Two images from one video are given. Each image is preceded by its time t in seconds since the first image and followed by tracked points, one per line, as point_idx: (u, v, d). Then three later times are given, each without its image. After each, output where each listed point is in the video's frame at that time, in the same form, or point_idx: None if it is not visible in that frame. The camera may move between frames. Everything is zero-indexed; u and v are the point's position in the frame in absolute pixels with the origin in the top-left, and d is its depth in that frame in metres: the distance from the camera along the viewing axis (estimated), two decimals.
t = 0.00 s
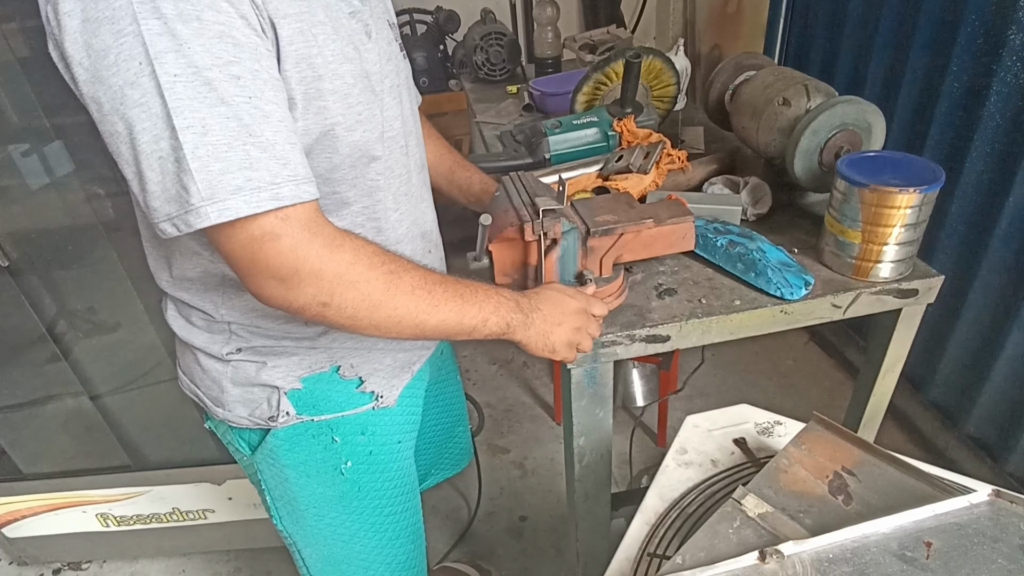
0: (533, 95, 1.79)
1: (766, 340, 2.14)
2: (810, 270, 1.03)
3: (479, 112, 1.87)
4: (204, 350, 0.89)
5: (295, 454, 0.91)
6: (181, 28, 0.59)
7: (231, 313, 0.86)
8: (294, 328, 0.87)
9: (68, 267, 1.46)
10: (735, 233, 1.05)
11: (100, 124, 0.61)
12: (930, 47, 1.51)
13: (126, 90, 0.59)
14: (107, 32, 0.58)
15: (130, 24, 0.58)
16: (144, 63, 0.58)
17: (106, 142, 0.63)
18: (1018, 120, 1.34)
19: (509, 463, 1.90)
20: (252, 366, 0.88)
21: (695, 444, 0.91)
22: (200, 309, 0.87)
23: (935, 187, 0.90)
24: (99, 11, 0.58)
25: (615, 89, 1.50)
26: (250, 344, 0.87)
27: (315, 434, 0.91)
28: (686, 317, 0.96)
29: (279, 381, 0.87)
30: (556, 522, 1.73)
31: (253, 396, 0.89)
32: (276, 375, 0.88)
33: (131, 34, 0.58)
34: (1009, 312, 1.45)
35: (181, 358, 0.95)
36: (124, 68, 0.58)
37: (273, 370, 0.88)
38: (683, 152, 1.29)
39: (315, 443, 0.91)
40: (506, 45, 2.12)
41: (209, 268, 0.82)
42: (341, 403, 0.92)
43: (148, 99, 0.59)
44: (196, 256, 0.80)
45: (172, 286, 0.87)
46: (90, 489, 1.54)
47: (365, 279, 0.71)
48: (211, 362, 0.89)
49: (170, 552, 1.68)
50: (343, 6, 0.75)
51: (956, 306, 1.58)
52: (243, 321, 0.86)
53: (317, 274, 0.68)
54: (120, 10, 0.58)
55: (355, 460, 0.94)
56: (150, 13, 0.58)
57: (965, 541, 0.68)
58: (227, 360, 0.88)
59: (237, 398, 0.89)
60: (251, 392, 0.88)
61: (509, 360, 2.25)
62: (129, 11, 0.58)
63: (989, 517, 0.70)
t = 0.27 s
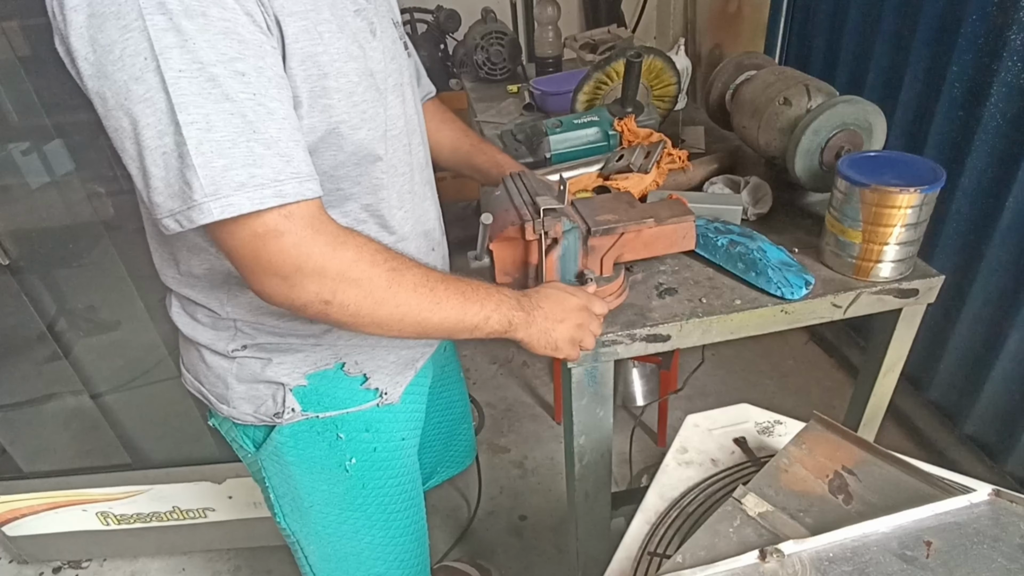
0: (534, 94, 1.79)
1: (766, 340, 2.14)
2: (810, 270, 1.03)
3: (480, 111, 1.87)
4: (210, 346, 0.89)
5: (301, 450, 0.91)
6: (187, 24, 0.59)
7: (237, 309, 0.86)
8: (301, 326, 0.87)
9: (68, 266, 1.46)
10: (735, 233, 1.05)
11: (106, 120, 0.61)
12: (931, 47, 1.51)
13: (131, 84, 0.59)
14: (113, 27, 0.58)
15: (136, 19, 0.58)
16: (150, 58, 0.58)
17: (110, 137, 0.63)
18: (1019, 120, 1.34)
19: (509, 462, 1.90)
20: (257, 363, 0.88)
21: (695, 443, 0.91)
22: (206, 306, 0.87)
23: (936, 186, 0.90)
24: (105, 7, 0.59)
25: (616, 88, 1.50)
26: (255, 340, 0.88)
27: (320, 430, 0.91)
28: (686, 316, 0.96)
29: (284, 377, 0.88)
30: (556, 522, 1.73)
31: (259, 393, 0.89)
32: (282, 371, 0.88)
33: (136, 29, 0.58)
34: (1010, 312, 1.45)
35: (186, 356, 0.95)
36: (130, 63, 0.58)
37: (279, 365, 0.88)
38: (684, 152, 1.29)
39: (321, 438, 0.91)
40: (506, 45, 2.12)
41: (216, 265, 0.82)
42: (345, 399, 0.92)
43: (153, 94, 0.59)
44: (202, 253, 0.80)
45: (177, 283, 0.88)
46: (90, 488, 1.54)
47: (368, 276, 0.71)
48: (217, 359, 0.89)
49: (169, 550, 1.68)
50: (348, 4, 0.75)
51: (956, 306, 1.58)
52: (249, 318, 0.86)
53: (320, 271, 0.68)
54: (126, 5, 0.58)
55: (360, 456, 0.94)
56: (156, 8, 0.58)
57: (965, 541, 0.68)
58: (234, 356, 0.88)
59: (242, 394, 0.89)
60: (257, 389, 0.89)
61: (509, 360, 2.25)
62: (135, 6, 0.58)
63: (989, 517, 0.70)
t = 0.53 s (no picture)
0: (535, 94, 1.79)
1: (766, 340, 2.14)
2: (811, 269, 1.03)
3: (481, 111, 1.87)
4: (224, 342, 0.89)
5: (320, 444, 0.91)
6: (196, 21, 0.59)
7: (252, 304, 0.85)
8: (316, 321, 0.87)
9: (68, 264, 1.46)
10: (737, 233, 1.05)
11: (116, 115, 0.62)
12: (931, 48, 1.51)
13: (140, 81, 0.59)
14: (123, 23, 0.58)
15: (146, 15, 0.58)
16: (158, 55, 0.58)
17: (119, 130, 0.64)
18: (1019, 120, 1.34)
19: (510, 462, 1.90)
20: (276, 357, 0.88)
21: (696, 443, 0.91)
22: (221, 301, 0.87)
23: (937, 187, 0.90)
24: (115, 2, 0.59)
25: (617, 88, 1.50)
26: (271, 335, 0.87)
27: (340, 422, 0.91)
28: (687, 316, 0.96)
29: (304, 370, 0.88)
30: (556, 521, 1.73)
31: (278, 385, 0.88)
32: (302, 362, 0.88)
33: (145, 26, 0.58)
34: (1010, 312, 1.45)
35: (196, 351, 0.95)
36: (139, 60, 0.59)
37: (298, 358, 0.88)
38: (685, 152, 1.29)
39: (341, 430, 0.92)
40: (507, 44, 2.12)
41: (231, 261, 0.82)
42: (363, 390, 0.92)
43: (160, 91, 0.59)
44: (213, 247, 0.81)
45: (189, 276, 0.88)
46: (91, 486, 1.55)
47: (365, 277, 0.71)
48: (233, 355, 0.89)
49: (170, 548, 1.68)
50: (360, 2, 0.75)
51: (957, 306, 1.58)
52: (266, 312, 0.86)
53: (317, 272, 0.68)
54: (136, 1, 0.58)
55: (380, 446, 0.94)
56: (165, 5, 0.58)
57: (966, 540, 0.68)
58: (250, 351, 0.88)
59: (260, 389, 0.89)
60: (275, 382, 0.88)
61: (509, 359, 2.25)
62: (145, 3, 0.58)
63: (990, 516, 0.70)
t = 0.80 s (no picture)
0: (536, 93, 1.79)
1: (767, 341, 2.14)
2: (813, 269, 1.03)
3: (482, 110, 1.87)
4: (231, 343, 0.89)
5: (326, 443, 0.91)
6: (201, 33, 0.58)
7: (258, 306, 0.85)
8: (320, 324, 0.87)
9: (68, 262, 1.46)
10: (738, 232, 1.05)
11: (120, 125, 0.62)
12: (933, 48, 1.51)
13: (145, 92, 0.59)
14: (130, 35, 0.58)
15: (152, 27, 0.58)
16: (162, 66, 0.58)
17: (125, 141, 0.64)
18: (1021, 121, 1.34)
19: (510, 461, 1.90)
20: (282, 358, 0.88)
21: (697, 442, 0.91)
22: (226, 303, 0.87)
23: (939, 187, 0.90)
24: (120, 13, 0.59)
25: (619, 87, 1.50)
26: (277, 337, 0.87)
27: (346, 422, 0.91)
28: (688, 315, 0.96)
29: (309, 371, 0.88)
30: (555, 520, 1.73)
31: (283, 385, 0.89)
32: (308, 364, 0.88)
33: (151, 37, 0.58)
34: (1010, 313, 1.45)
35: (204, 352, 0.95)
36: (144, 72, 0.59)
37: (303, 360, 0.88)
38: (686, 151, 1.29)
39: (346, 430, 0.92)
40: (508, 43, 2.12)
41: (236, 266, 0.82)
42: (369, 390, 0.92)
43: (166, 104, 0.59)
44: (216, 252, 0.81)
45: (195, 280, 0.88)
46: (91, 484, 1.54)
47: (368, 286, 0.71)
48: (240, 355, 0.89)
49: (170, 546, 1.68)
50: (365, 6, 0.75)
51: (957, 307, 1.58)
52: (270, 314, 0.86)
53: (319, 284, 0.68)
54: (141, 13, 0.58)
55: (385, 446, 0.94)
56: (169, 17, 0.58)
57: (966, 541, 0.68)
58: (256, 352, 0.88)
59: (266, 390, 0.89)
60: (280, 383, 0.89)
61: (510, 359, 2.25)
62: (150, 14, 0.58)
63: (991, 517, 0.70)
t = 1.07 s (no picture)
0: (536, 93, 1.79)
1: (767, 341, 2.14)
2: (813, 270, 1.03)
3: (483, 109, 1.87)
4: (226, 351, 0.89)
5: (323, 449, 0.91)
6: (186, 47, 0.58)
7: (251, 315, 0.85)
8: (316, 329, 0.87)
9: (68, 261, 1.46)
10: (738, 232, 1.05)
11: (107, 143, 0.62)
12: (934, 48, 1.51)
13: (130, 110, 0.59)
14: (112, 53, 0.58)
15: (135, 44, 0.58)
16: (147, 84, 0.58)
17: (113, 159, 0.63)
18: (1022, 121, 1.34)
19: (509, 461, 1.90)
20: (277, 364, 0.87)
21: (697, 442, 0.91)
22: (218, 312, 0.87)
23: (940, 187, 0.90)
24: (102, 31, 0.58)
25: (619, 87, 1.50)
26: (271, 344, 0.87)
27: (342, 427, 0.91)
28: (688, 315, 0.96)
29: (306, 377, 0.87)
30: (555, 520, 1.73)
31: (279, 394, 0.89)
32: (304, 369, 0.87)
33: (133, 54, 0.58)
34: (1011, 314, 1.45)
35: (198, 360, 0.95)
36: (130, 90, 0.58)
37: (298, 367, 0.87)
38: (687, 151, 1.29)
39: (343, 435, 0.92)
40: (509, 43, 2.12)
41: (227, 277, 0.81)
42: (365, 395, 0.91)
43: (153, 122, 0.59)
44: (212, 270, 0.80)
45: (186, 290, 0.87)
46: (89, 483, 1.54)
47: (368, 295, 0.71)
48: (235, 362, 0.89)
49: (169, 545, 1.68)
50: (351, 9, 0.74)
51: (957, 308, 1.58)
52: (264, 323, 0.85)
53: (318, 295, 0.68)
54: (123, 30, 0.57)
55: (382, 451, 0.94)
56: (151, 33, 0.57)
57: (967, 541, 0.68)
58: (251, 360, 0.87)
59: (262, 398, 0.89)
60: (275, 391, 0.88)
61: (509, 358, 2.25)
62: (132, 30, 0.57)
63: (991, 517, 0.70)
